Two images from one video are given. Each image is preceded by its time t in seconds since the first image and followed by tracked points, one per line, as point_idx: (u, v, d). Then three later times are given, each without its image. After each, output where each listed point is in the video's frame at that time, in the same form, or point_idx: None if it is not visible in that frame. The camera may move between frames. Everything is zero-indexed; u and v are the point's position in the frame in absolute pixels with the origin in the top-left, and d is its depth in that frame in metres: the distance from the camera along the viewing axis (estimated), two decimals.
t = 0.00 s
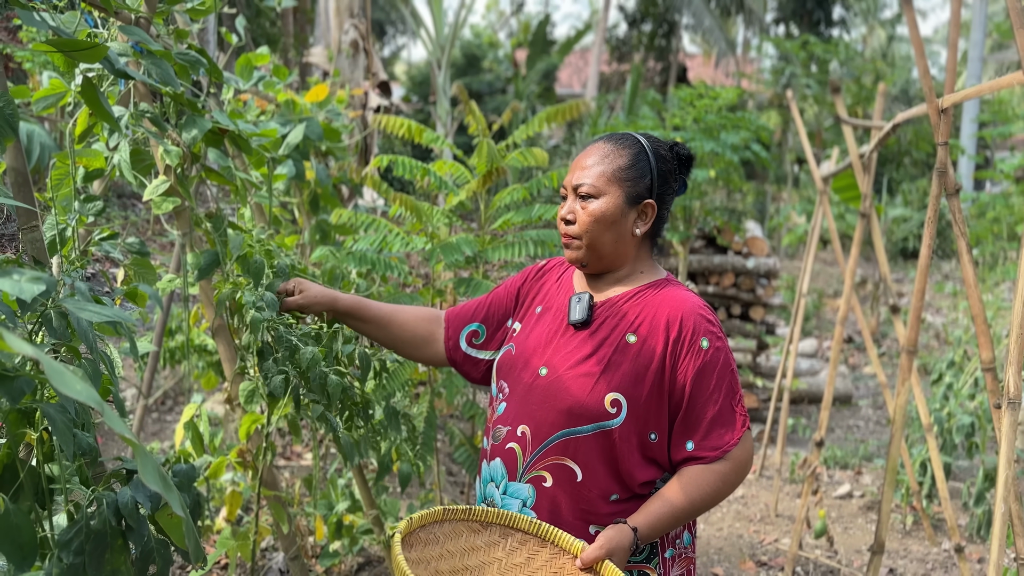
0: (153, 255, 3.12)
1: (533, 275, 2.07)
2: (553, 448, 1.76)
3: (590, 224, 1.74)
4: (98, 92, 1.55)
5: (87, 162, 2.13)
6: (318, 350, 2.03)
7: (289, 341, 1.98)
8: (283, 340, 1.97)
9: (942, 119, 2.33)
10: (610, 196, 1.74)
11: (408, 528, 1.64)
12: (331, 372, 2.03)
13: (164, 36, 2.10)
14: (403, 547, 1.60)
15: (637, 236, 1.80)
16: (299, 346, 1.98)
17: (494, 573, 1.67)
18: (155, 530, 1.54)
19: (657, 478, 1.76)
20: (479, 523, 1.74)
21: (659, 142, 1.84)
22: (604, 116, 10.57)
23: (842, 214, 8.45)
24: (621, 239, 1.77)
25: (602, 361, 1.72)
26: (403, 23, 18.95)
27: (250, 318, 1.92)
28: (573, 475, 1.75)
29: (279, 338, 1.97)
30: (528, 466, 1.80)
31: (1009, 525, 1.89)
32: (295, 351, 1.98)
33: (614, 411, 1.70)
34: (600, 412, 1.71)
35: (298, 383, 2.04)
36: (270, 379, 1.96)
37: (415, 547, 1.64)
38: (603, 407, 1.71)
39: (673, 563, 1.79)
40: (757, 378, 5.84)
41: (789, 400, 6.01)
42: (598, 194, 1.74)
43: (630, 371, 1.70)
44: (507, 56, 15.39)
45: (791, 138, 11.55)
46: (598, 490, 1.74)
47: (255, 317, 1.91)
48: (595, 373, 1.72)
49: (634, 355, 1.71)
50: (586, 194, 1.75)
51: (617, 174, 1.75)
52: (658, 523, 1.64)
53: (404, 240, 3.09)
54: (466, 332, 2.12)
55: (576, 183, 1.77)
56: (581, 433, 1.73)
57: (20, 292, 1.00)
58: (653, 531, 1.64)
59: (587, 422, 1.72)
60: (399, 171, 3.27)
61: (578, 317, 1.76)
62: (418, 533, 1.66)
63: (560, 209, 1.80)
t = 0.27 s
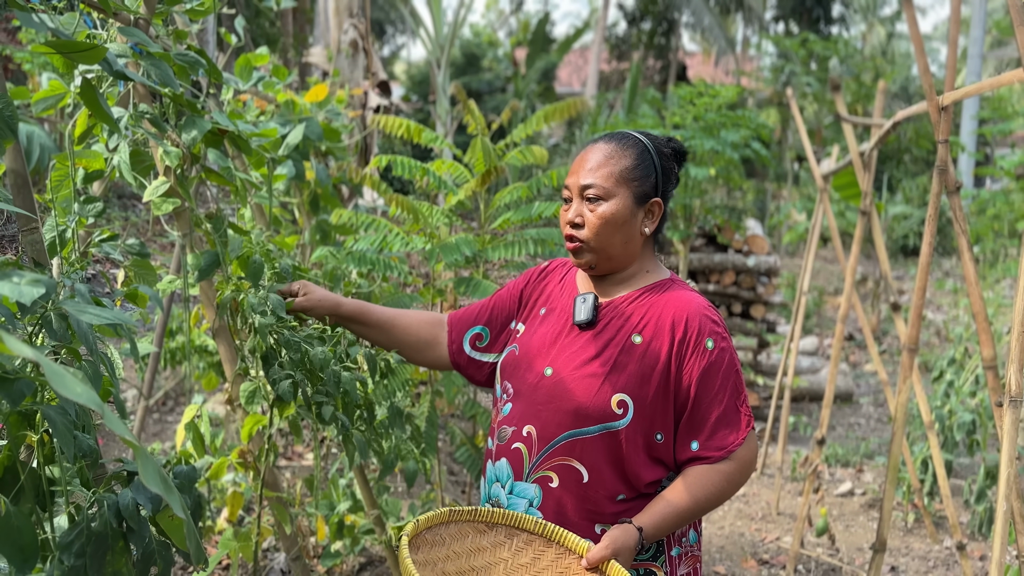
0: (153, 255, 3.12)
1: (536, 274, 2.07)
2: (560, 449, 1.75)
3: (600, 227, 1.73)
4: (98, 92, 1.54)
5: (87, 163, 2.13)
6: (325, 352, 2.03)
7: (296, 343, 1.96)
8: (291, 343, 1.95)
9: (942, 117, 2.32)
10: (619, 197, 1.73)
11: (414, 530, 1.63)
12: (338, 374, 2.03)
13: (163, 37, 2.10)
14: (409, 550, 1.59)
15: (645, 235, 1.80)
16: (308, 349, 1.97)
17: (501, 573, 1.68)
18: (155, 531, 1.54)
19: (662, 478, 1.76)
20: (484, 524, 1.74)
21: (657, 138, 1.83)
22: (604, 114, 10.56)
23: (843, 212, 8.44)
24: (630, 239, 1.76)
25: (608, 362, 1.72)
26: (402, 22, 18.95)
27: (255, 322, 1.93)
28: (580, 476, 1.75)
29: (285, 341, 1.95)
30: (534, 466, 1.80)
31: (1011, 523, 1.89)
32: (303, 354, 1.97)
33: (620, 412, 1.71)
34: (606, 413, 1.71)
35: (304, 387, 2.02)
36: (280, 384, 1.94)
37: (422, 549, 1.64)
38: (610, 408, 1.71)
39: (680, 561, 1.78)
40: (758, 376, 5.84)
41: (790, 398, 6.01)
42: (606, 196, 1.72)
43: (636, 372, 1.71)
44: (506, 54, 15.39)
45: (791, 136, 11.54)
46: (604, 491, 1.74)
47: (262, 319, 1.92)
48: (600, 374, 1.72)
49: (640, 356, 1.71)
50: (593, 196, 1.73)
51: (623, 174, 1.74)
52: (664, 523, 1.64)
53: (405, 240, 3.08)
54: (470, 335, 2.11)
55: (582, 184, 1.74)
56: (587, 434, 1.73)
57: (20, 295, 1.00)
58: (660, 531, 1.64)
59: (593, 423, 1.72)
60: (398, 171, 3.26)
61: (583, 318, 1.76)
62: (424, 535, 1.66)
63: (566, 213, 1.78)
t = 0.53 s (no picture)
0: (153, 255, 3.12)
1: (539, 274, 2.06)
2: (566, 450, 1.75)
3: (604, 233, 1.72)
4: (95, 92, 1.53)
5: (85, 163, 2.13)
6: (298, 379, 1.98)
7: (269, 364, 1.98)
8: (264, 364, 1.97)
9: (942, 113, 2.32)
10: (618, 199, 1.72)
11: (424, 540, 1.63)
12: (308, 399, 2.00)
13: (162, 36, 2.10)
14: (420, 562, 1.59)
15: (646, 233, 1.79)
16: (279, 371, 1.97)
17: None
18: (156, 532, 1.54)
19: (668, 477, 1.76)
20: (492, 528, 1.73)
21: (647, 133, 1.82)
22: (603, 112, 10.56)
23: (843, 209, 8.44)
24: (633, 240, 1.75)
25: (613, 364, 1.72)
26: (401, 21, 18.95)
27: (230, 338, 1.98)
28: (587, 476, 1.75)
29: (259, 360, 1.98)
30: (541, 468, 1.79)
31: (1015, 520, 1.88)
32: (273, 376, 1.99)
33: (625, 413, 1.70)
34: (611, 414, 1.71)
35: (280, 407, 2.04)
36: (246, 404, 1.97)
37: (432, 556, 1.64)
38: (615, 409, 1.70)
39: (687, 556, 1.78)
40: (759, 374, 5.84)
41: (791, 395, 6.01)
42: (606, 201, 1.71)
43: (641, 373, 1.70)
44: (505, 53, 15.39)
45: (791, 134, 11.53)
46: (611, 492, 1.74)
47: (234, 340, 1.95)
48: (605, 376, 1.71)
49: (645, 357, 1.70)
50: (592, 202, 1.72)
51: (619, 176, 1.72)
52: (672, 523, 1.63)
53: (404, 239, 3.07)
54: (471, 335, 2.11)
55: (579, 191, 1.73)
56: (593, 435, 1.73)
57: (18, 295, 1.00)
58: (668, 531, 1.64)
59: (599, 424, 1.72)
60: (398, 170, 3.26)
61: (587, 319, 1.75)
62: (434, 543, 1.65)
63: (568, 222, 1.77)
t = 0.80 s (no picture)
0: (153, 254, 3.12)
1: (541, 274, 2.06)
2: (570, 448, 1.75)
3: (603, 223, 1.72)
4: (94, 91, 1.52)
5: (85, 162, 2.12)
6: (284, 380, 1.98)
7: (254, 366, 1.95)
8: (248, 366, 1.95)
9: (943, 108, 2.31)
10: (620, 192, 1.72)
11: (425, 537, 1.64)
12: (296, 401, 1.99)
13: (161, 35, 2.09)
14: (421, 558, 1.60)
15: (648, 229, 1.79)
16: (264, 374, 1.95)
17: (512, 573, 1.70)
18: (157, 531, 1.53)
19: (671, 473, 1.76)
20: (495, 524, 1.74)
21: (657, 131, 1.82)
22: (603, 110, 10.55)
23: (843, 207, 8.43)
24: (633, 234, 1.75)
25: (615, 360, 1.71)
26: (401, 19, 18.93)
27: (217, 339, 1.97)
28: (590, 473, 1.74)
29: (244, 363, 1.96)
30: (544, 466, 1.79)
31: (1017, 515, 1.88)
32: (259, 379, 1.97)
33: (628, 409, 1.70)
34: (614, 410, 1.70)
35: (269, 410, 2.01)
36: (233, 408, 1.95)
37: (434, 552, 1.65)
38: (617, 405, 1.70)
39: (692, 554, 1.78)
40: (759, 371, 5.84)
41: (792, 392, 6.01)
42: (607, 192, 1.72)
43: (643, 369, 1.70)
44: (505, 51, 15.38)
45: (790, 131, 11.52)
46: (615, 488, 1.74)
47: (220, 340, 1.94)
48: (607, 372, 1.71)
49: (647, 353, 1.70)
50: (594, 192, 1.73)
51: (623, 169, 1.73)
52: (674, 520, 1.64)
53: (404, 238, 3.06)
54: (476, 336, 2.12)
55: (582, 180, 1.74)
56: (596, 432, 1.73)
57: (19, 293, 1.00)
58: (670, 527, 1.64)
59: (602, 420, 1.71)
60: (397, 168, 3.25)
61: (589, 316, 1.75)
62: (436, 540, 1.66)
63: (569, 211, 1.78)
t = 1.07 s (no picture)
0: (153, 254, 3.12)
1: (542, 273, 2.06)
2: (569, 442, 1.75)
3: (600, 212, 1.73)
4: (93, 92, 1.52)
5: (85, 162, 2.13)
6: (294, 377, 2.01)
7: (265, 363, 1.98)
8: (259, 363, 1.98)
9: (942, 106, 2.31)
10: (619, 184, 1.73)
11: (417, 522, 1.67)
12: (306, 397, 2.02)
13: (160, 35, 2.09)
14: (410, 539, 1.62)
15: (646, 224, 1.79)
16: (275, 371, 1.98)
17: (504, 564, 1.67)
18: (158, 530, 1.53)
19: (669, 468, 1.75)
20: (490, 515, 1.74)
21: (664, 130, 1.83)
22: (603, 109, 10.55)
23: (843, 205, 8.42)
24: (630, 227, 1.76)
25: (611, 353, 1.71)
26: (400, 18, 18.91)
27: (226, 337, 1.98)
28: (589, 468, 1.73)
29: (255, 360, 1.98)
30: (544, 461, 1.79)
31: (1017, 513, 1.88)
32: (269, 376, 1.99)
33: (625, 402, 1.70)
34: (610, 403, 1.70)
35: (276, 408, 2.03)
36: (241, 403, 1.95)
37: (426, 539, 1.66)
38: (614, 398, 1.70)
39: (692, 553, 1.78)
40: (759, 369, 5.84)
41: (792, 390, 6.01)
42: (607, 182, 1.73)
43: (639, 362, 1.70)
44: (504, 49, 15.38)
45: (790, 129, 11.51)
46: (614, 482, 1.73)
47: (230, 337, 1.95)
48: (604, 365, 1.71)
49: (643, 346, 1.70)
50: (594, 182, 1.74)
51: (625, 162, 1.74)
52: (669, 513, 1.64)
53: (404, 237, 3.07)
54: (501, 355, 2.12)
55: (586, 170, 1.76)
56: (594, 425, 1.72)
57: (20, 293, 1.00)
58: (666, 520, 1.64)
59: (598, 414, 1.72)
60: (397, 167, 3.25)
61: (586, 310, 1.76)
62: (428, 527, 1.68)
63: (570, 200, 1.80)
